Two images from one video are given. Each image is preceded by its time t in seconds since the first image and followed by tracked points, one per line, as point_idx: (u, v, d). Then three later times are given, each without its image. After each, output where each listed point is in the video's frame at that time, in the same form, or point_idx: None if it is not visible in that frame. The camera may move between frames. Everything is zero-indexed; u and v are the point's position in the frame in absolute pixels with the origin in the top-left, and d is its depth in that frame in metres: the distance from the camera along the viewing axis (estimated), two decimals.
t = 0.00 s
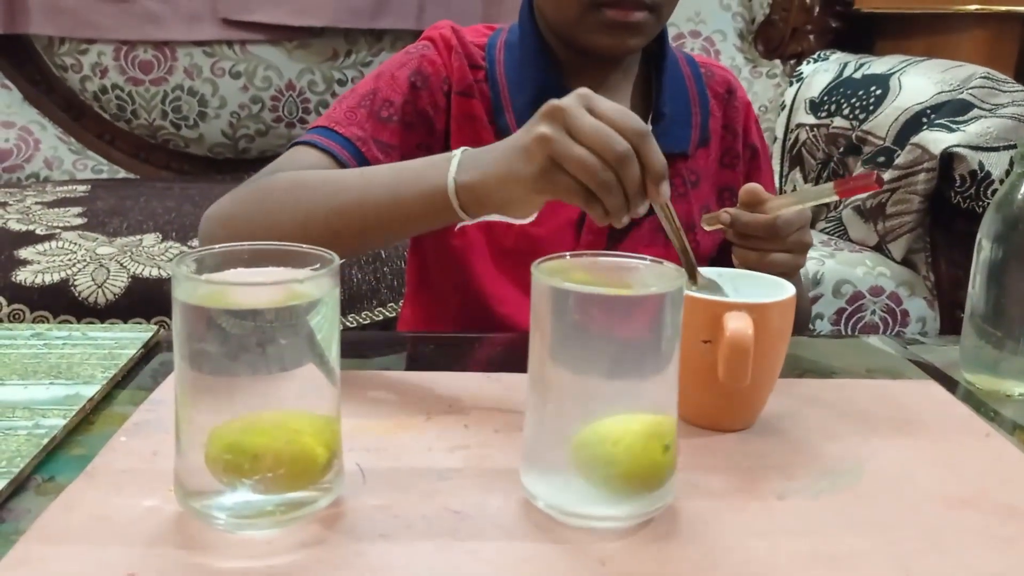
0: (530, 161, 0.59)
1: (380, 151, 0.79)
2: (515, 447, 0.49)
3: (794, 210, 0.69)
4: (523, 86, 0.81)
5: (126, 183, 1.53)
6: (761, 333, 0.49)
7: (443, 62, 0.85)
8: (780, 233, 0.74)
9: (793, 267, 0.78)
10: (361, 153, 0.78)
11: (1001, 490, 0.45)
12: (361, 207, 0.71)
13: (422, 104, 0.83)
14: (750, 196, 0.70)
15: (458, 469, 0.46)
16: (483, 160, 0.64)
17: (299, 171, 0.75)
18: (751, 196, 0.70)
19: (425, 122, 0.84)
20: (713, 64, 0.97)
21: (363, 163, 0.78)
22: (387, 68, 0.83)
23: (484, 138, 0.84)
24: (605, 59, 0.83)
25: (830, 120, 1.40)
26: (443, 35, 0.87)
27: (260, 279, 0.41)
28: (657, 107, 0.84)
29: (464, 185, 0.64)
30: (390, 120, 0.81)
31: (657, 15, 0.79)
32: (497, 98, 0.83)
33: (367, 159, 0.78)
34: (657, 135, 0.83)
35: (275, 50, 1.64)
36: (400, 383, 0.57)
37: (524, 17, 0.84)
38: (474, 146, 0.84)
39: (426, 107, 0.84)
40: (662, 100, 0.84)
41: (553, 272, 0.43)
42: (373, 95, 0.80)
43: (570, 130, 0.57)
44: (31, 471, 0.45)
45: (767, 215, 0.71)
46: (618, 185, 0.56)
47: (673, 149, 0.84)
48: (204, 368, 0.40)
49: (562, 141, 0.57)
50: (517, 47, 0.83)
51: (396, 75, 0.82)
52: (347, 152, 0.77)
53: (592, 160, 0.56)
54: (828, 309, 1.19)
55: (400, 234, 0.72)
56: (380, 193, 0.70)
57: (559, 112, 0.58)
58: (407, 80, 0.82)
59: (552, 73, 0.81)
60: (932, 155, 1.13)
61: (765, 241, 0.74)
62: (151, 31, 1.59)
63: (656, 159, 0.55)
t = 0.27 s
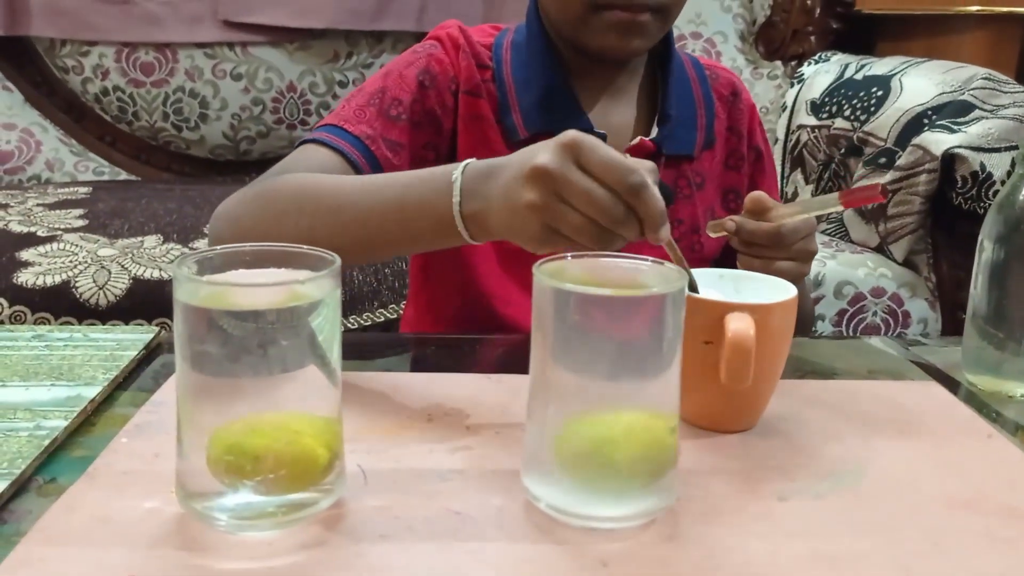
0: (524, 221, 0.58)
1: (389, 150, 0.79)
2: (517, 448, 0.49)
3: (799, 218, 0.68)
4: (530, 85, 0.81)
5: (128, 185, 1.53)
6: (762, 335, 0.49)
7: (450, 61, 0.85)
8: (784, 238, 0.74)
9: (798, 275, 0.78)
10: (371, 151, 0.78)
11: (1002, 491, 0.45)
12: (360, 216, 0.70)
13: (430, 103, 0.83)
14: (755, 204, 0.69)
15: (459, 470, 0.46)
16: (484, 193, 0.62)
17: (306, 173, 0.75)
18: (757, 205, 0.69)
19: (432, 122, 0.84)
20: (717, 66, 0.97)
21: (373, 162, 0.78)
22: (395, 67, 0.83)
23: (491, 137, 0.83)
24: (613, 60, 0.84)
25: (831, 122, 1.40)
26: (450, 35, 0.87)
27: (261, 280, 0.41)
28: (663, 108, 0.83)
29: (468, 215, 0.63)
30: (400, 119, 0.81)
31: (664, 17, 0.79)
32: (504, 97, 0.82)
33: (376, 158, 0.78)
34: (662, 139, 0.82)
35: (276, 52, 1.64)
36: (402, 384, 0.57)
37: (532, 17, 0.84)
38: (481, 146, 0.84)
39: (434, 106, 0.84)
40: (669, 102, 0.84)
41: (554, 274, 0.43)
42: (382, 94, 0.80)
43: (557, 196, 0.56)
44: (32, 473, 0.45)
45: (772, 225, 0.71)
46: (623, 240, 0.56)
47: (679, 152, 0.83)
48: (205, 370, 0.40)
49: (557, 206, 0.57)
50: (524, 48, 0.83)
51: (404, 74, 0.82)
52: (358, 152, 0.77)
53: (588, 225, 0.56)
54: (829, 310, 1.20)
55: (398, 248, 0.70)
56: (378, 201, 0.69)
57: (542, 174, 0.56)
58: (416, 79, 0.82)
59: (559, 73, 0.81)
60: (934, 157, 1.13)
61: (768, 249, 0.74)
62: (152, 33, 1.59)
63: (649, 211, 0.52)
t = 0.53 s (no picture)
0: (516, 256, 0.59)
1: (389, 152, 0.79)
2: (517, 448, 0.49)
3: (799, 222, 0.68)
4: (533, 85, 0.81)
5: (128, 185, 1.53)
6: (763, 335, 0.49)
7: (452, 61, 0.85)
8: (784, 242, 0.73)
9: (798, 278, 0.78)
10: (371, 153, 0.78)
11: (1003, 491, 0.45)
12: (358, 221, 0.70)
13: (431, 104, 0.83)
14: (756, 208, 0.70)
15: (460, 470, 0.46)
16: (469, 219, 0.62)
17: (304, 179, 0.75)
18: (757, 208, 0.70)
19: (434, 122, 0.84)
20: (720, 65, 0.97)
21: (373, 164, 0.78)
22: (397, 68, 0.83)
23: (492, 137, 0.83)
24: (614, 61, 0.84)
25: (832, 121, 1.40)
26: (453, 35, 0.87)
27: (262, 279, 0.41)
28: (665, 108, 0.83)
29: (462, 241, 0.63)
30: (401, 120, 0.81)
31: (664, 18, 0.79)
32: (506, 96, 0.82)
33: (376, 160, 0.78)
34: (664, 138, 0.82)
35: (277, 52, 1.64)
36: (402, 385, 0.57)
37: (535, 18, 0.83)
38: (482, 146, 0.83)
39: (435, 107, 0.84)
40: (671, 101, 0.84)
41: (554, 273, 0.43)
42: (383, 95, 0.81)
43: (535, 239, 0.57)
44: (33, 473, 0.45)
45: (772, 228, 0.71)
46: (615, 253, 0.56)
47: (682, 151, 0.83)
48: (206, 370, 0.40)
49: (538, 245, 0.57)
50: (526, 47, 0.83)
51: (406, 75, 0.82)
52: (357, 153, 0.77)
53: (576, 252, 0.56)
54: (830, 310, 1.20)
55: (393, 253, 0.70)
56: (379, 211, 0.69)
57: (514, 220, 0.56)
58: (417, 80, 0.82)
59: (561, 73, 0.81)
60: (935, 156, 1.13)
61: (769, 253, 0.74)
62: (152, 33, 1.59)
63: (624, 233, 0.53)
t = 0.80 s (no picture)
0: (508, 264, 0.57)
1: (388, 154, 0.80)
2: (518, 448, 0.49)
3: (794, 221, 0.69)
4: (533, 84, 0.81)
5: (129, 185, 1.53)
6: (763, 334, 0.49)
7: (451, 61, 0.85)
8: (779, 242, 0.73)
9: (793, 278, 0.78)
10: (369, 156, 0.78)
11: (1003, 491, 0.45)
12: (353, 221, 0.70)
13: (430, 104, 0.84)
14: (751, 207, 0.70)
15: (460, 470, 0.46)
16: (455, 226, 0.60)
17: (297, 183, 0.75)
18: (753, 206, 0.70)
19: (433, 122, 0.84)
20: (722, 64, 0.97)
21: (373, 167, 0.78)
22: (395, 70, 0.84)
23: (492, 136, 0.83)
24: (614, 60, 0.84)
25: (832, 121, 1.40)
26: (451, 35, 0.87)
27: (262, 279, 0.41)
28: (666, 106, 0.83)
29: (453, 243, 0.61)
30: (399, 121, 0.81)
31: (663, 18, 0.79)
32: (507, 94, 0.82)
33: (375, 162, 0.78)
34: (665, 136, 0.82)
35: (277, 52, 1.64)
36: (401, 384, 0.57)
37: (536, 18, 0.83)
38: (481, 145, 0.83)
39: (434, 107, 0.84)
40: (672, 99, 0.84)
41: (554, 273, 0.43)
42: (382, 97, 0.81)
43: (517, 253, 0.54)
44: (34, 473, 0.45)
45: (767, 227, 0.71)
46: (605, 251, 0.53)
47: (682, 149, 0.83)
48: (206, 370, 0.40)
49: (523, 258, 0.55)
50: (527, 46, 0.83)
51: (404, 76, 0.83)
52: (356, 156, 0.77)
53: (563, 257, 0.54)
54: (830, 310, 1.20)
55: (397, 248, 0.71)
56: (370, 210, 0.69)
57: (491, 238, 0.54)
58: (415, 81, 0.83)
59: (561, 72, 0.81)
60: (935, 156, 1.13)
61: (764, 251, 0.73)
62: (152, 33, 1.60)
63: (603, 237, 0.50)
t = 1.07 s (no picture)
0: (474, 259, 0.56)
1: (379, 151, 0.80)
2: (518, 448, 0.49)
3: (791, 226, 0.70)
4: (533, 83, 0.81)
5: (129, 185, 1.53)
6: (764, 334, 0.49)
7: (449, 60, 0.85)
8: (776, 247, 0.72)
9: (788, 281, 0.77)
10: (360, 153, 0.78)
11: (1004, 490, 0.45)
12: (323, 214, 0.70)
13: (426, 103, 0.83)
14: (745, 210, 0.71)
15: (460, 469, 0.46)
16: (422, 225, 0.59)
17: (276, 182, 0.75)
18: (749, 209, 0.71)
19: (428, 121, 0.84)
20: (723, 65, 0.97)
21: (361, 163, 0.78)
22: (393, 68, 0.84)
23: (489, 135, 0.83)
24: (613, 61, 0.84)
25: (832, 121, 1.40)
26: (451, 34, 0.87)
27: (262, 279, 0.41)
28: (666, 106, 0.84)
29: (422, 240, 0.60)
30: (393, 119, 0.81)
31: (661, 19, 0.79)
32: (506, 94, 0.82)
33: (366, 159, 0.78)
34: (665, 136, 0.82)
35: (277, 52, 1.64)
36: (401, 384, 0.57)
37: (535, 18, 0.83)
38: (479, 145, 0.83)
39: (430, 106, 0.84)
40: (672, 100, 0.84)
41: (553, 272, 0.43)
42: (376, 95, 0.81)
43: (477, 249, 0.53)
44: (34, 472, 0.45)
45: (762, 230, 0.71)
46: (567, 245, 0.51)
47: (681, 149, 0.83)
48: (206, 370, 0.40)
49: (484, 254, 0.54)
50: (527, 46, 0.83)
51: (401, 75, 0.83)
52: (346, 153, 0.77)
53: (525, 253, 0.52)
54: (830, 309, 1.20)
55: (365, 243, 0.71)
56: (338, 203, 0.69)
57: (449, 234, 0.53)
58: (411, 80, 0.83)
59: (561, 71, 0.81)
60: (935, 156, 1.13)
61: (758, 255, 0.73)
62: (152, 33, 1.60)
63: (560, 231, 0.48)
